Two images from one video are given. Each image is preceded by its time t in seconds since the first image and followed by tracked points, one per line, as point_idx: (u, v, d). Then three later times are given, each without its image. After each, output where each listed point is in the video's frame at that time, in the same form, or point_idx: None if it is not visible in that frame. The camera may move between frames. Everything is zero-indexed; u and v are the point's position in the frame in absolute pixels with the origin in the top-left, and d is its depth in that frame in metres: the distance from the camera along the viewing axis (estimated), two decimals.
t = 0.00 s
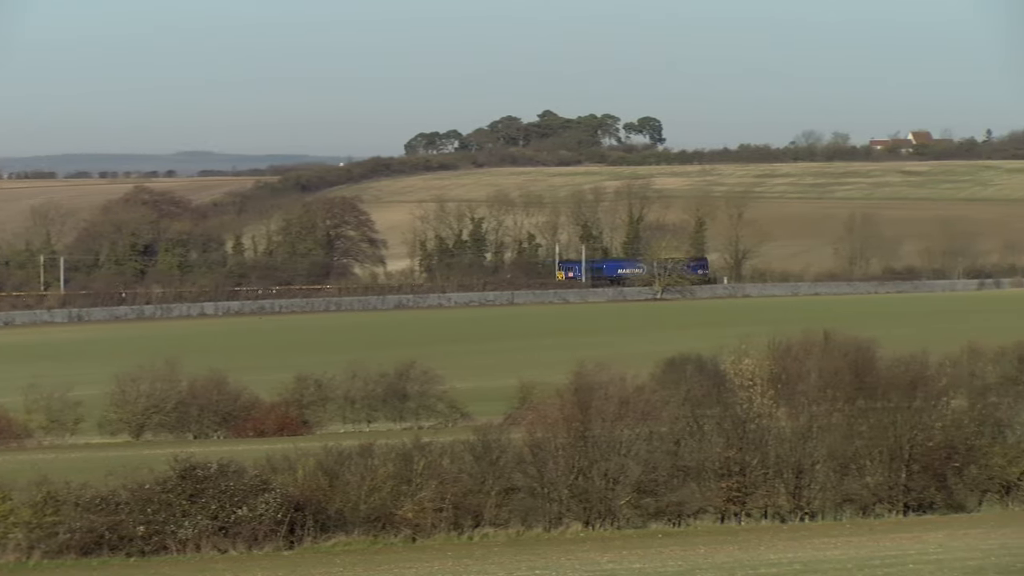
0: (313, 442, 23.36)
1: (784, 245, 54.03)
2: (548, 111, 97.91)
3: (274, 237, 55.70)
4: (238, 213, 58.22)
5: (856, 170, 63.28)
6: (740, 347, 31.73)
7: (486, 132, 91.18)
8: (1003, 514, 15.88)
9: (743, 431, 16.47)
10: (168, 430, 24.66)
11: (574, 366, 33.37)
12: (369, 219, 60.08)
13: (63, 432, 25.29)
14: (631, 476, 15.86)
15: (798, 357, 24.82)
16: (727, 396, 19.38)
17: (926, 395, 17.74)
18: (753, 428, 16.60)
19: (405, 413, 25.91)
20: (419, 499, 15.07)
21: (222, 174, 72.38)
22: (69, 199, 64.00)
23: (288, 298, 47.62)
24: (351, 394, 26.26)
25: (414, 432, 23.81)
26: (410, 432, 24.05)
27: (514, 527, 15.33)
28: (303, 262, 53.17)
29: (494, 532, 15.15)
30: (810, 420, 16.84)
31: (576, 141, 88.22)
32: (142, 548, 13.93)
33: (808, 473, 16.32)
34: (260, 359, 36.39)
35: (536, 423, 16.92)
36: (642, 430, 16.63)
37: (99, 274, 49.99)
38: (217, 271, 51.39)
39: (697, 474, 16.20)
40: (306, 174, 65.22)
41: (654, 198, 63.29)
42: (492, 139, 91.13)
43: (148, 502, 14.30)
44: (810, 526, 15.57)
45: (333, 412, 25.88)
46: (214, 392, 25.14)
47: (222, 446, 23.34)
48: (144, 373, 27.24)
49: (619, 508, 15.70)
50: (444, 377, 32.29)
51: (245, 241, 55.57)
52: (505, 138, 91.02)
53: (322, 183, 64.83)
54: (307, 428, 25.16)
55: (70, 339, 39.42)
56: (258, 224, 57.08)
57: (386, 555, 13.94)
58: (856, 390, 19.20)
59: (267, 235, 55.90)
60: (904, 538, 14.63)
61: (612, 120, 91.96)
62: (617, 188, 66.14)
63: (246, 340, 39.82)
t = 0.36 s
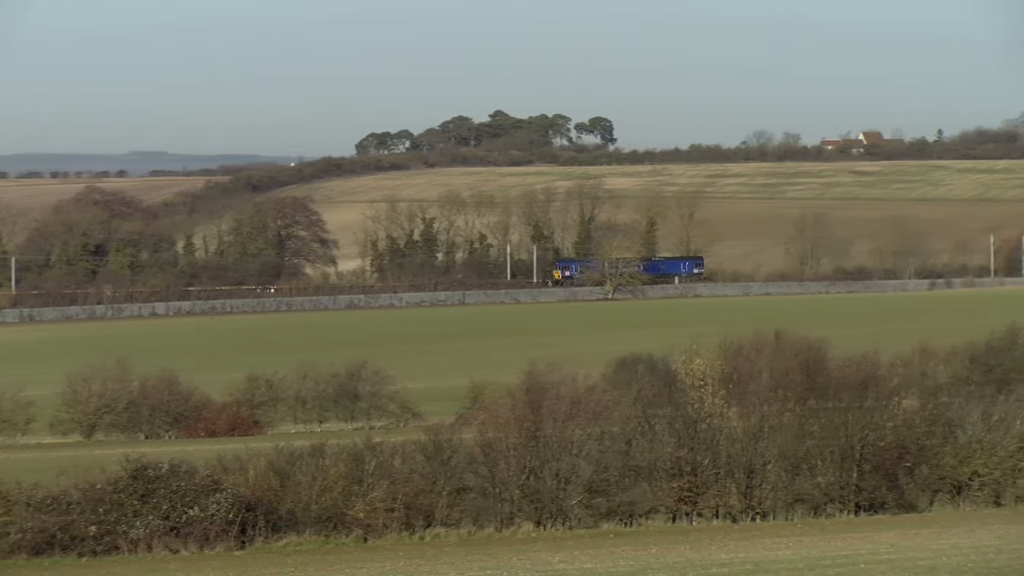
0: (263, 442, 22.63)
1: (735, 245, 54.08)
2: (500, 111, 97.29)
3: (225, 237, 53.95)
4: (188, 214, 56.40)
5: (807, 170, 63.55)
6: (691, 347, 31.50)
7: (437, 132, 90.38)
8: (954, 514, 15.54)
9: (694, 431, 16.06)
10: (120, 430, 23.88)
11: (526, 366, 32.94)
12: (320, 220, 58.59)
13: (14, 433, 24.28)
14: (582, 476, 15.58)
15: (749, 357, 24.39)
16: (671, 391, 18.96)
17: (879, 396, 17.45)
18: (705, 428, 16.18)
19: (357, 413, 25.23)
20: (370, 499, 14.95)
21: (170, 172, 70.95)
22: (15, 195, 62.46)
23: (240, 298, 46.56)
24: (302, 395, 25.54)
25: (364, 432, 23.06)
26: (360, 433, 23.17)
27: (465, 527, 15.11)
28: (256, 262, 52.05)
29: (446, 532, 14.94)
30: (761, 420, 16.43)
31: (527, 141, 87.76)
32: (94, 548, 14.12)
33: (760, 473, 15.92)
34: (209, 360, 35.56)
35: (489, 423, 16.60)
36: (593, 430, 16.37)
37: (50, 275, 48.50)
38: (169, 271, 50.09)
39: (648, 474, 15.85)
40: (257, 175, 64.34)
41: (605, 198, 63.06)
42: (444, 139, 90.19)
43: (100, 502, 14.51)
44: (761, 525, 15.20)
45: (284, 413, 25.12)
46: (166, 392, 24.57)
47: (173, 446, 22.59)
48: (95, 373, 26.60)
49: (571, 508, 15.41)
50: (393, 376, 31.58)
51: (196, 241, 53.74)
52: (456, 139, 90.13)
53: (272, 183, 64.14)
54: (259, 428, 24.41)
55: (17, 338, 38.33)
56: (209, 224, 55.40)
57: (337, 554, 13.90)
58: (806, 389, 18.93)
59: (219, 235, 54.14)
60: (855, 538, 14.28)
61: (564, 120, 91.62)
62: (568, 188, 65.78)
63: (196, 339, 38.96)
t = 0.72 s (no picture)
0: (224, 442, 22.10)
1: (698, 245, 54.12)
2: (462, 111, 96.80)
3: (187, 238, 53.42)
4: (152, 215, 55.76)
5: (769, 170, 63.86)
6: (655, 347, 31.32)
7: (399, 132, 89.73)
8: (915, 515, 15.38)
9: (657, 431, 15.77)
10: (82, 431, 23.27)
11: (488, 366, 32.63)
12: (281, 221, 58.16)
13: None
14: (545, 476, 15.28)
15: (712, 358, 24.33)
16: (634, 390, 18.62)
17: (841, 396, 17.13)
18: (668, 428, 15.91)
19: (319, 414, 24.67)
20: (333, 500, 14.69)
21: (131, 171, 69.80)
22: None
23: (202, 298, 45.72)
24: (264, 395, 24.92)
25: (326, 433, 22.59)
26: (322, 434, 22.63)
27: (428, 528, 14.80)
28: (219, 263, 51.20)
29: (408, 533, 14.66)
30: (723, 421, 16.13)
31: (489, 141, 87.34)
32: (56, 549, 13.73)
33: (723, 474, 15.63)
34: (170, 360, 34.92)
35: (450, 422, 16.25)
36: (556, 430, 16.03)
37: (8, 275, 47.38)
38: (130, 271, 49.06)
39: (611, 475, 15.57)
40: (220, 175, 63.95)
41: (567, 198, 62.87)
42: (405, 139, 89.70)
43: (62, 503, 14.12)
44: (725, 526, 14.96)
45: (247, 413, 24.50)
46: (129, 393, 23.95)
47: (135, 446, 22.03)
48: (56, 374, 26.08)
49: (533, 509, 15.11)
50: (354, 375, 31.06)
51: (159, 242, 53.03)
52: (418, 139, 89.45)
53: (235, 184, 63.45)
54: (222, 429, 23.84)
55: None
56: (171, 225, 54.63)
57: (300, 556, 13.64)
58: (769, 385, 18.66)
59: (181, 235, 53.53)
60: (818, 538, 14.08)
61: (526, 120, 91.27)
62: (530, 188, 65.49)
63: (157, 339, 38.22)
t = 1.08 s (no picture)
0: (187, 442, 21.63)
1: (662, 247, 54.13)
2: (426, 112, 96.27)
3: (151, 239, 52.63)
4: (115, 214, 55.16)
5: (733, 171, 64.28)
6: (619, 347, 31.15)
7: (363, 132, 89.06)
8: (878, 515, 15.18)
9: (621, 431, 15.53)
10: (46, 431, 22.80)
11: (453, 366, 32.35)
12: (245, 221, 57.48)
13: None
14: (509, 476, 15.07)
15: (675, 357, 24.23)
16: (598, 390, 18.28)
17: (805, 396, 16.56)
18: (632, 428, 15.65)
19: (283, 414, 24.16)
20: (296, 500, 14.48)
21: (94, 172, 68.80)
22: None
23: (165, 298, 44.97)
24: (228, 395, 24.37)
25: (288, 433, 22.15)
26: (285, 435, 22.14)
27: (391, 528, 14.60)
28: (182, 263, 50.41)
29: (372, 533, 14.46)
30: (687, 420, 15.88)
31: (453, 142, 86.91)
32: (20, 549, 13.58)
33: (686, 473, 15.44)
34: (132, 360, 34.30)
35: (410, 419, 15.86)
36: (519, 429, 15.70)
37: None
38: (93, 272, 48.20)
39: (574, 475, 15.33)
40: (182, 176, 62.27)
41: (531, 198, 62.69)
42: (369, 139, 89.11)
43: (25, 503, 13.86)
44: (688, 526, 14.75)
45: (209, 413, 23.96)
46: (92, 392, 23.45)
47: (100, 446, 21.57)
48: (20, 374, 25.53)
49: (496, 509, 14.94)
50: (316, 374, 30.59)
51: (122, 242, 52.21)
52: (382, 140, 88.76)
53: (200, 185, 62.16)
54: (185, 429, 23.39)
55: None
56: (135, 225, 53.86)
57: (263, 556, 13.46)
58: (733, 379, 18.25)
59: (144, 236, 52.82)
60: (783, 538, 13.88)
61: (490, 120, 90.86)
62: (494, 188, 65.20)
63: (120, 339, 37.57)
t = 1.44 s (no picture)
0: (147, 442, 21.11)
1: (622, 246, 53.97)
2: (386, 111, 95.43)
3: (111, 239, 51.61)
4: (74, 214, 54.17)
5: (694, 171, 64.77)
6: (580, 346, 30.97)
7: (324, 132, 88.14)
8: (839, 515, 14.90)
9: (582, 431, 15.27)
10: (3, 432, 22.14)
11: (414, 365, 31.93)
12: (205, 220, 56.61)
13: None
14: (469, 477, 14.76)
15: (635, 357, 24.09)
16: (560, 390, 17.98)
17: (766, 396, 16.31)
18: (593, 428, 15.40)
19: (243, 414, 23.62)
20: (257, 500, 14.05)
21: (53, 171, 67.67)
22: None
23: (125, 298, 44.04)
24: (188, 395, 23.86)
25: (248, 433, 21.62)
26: (245, 435, 21.61)
27: (352, 528, 14.23)
28: (143, 263, 49.44)
29: (333, 534, 14.07)
30: (647, 420, 15.62)
31: (413, 142, 86.27)
32: None
33: (647, 473, 15.19)
34: (91, 360, 33.48)
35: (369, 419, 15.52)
36: (480, 429, 15.37)
37: None
38: (54, 271, 46.92)
39: (535, 475, 15.04)
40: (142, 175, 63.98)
41: (492, 198, 62.35)
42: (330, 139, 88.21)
43: None
44: (649, 526, 14.51)
45: (170, 414, 23.50)
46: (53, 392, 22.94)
47: (60, 445, 20.95)
48: None
49: (457, 509, 14.63)
50: (274, 374, 30.07)
51: (82, 241, 51.23)
52: (342, 140, 87.90)
53: (160, 184, 63.59)
54: (146, 429, 22.87)
55: None
56: (95, 225, 52.93)
57: (224, 556, 13.04)
58: (691, 380, 17.99)
59: (104, 236, 51.81)
60: (743, 538, 13.63)
61: (450, 121, 90.06)
62: (455, 188, 64.85)
63: (78, 339, 36.74)
